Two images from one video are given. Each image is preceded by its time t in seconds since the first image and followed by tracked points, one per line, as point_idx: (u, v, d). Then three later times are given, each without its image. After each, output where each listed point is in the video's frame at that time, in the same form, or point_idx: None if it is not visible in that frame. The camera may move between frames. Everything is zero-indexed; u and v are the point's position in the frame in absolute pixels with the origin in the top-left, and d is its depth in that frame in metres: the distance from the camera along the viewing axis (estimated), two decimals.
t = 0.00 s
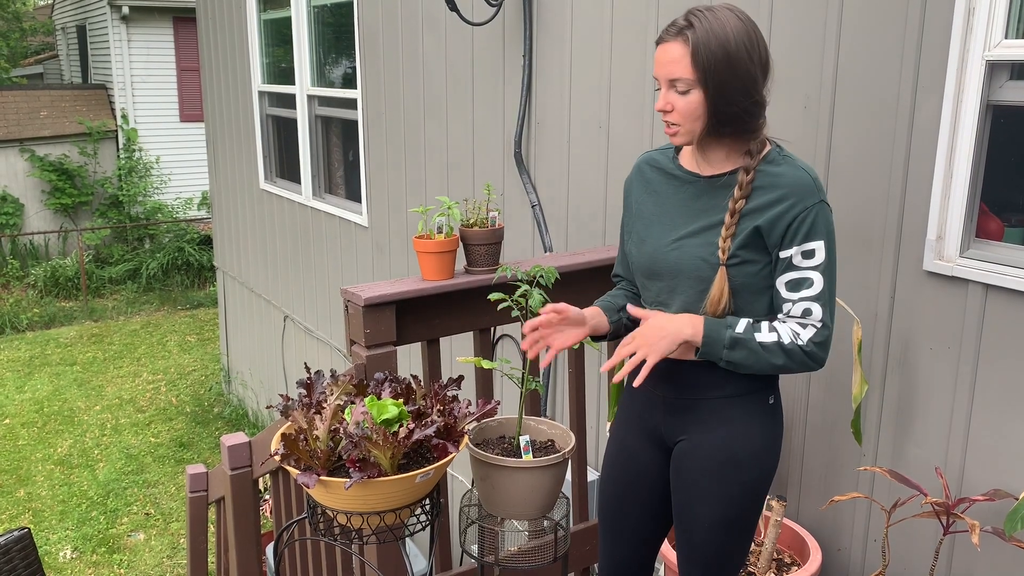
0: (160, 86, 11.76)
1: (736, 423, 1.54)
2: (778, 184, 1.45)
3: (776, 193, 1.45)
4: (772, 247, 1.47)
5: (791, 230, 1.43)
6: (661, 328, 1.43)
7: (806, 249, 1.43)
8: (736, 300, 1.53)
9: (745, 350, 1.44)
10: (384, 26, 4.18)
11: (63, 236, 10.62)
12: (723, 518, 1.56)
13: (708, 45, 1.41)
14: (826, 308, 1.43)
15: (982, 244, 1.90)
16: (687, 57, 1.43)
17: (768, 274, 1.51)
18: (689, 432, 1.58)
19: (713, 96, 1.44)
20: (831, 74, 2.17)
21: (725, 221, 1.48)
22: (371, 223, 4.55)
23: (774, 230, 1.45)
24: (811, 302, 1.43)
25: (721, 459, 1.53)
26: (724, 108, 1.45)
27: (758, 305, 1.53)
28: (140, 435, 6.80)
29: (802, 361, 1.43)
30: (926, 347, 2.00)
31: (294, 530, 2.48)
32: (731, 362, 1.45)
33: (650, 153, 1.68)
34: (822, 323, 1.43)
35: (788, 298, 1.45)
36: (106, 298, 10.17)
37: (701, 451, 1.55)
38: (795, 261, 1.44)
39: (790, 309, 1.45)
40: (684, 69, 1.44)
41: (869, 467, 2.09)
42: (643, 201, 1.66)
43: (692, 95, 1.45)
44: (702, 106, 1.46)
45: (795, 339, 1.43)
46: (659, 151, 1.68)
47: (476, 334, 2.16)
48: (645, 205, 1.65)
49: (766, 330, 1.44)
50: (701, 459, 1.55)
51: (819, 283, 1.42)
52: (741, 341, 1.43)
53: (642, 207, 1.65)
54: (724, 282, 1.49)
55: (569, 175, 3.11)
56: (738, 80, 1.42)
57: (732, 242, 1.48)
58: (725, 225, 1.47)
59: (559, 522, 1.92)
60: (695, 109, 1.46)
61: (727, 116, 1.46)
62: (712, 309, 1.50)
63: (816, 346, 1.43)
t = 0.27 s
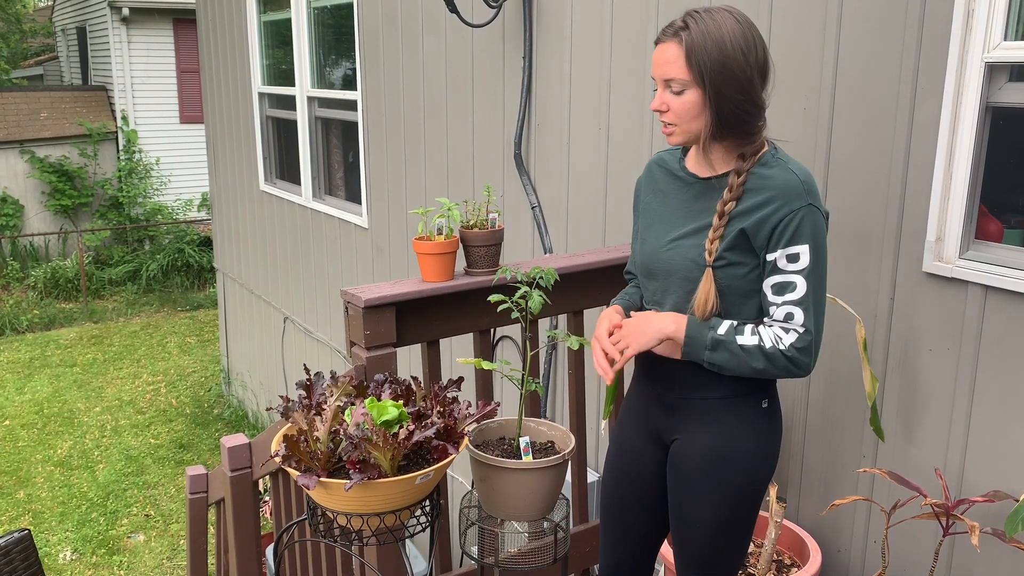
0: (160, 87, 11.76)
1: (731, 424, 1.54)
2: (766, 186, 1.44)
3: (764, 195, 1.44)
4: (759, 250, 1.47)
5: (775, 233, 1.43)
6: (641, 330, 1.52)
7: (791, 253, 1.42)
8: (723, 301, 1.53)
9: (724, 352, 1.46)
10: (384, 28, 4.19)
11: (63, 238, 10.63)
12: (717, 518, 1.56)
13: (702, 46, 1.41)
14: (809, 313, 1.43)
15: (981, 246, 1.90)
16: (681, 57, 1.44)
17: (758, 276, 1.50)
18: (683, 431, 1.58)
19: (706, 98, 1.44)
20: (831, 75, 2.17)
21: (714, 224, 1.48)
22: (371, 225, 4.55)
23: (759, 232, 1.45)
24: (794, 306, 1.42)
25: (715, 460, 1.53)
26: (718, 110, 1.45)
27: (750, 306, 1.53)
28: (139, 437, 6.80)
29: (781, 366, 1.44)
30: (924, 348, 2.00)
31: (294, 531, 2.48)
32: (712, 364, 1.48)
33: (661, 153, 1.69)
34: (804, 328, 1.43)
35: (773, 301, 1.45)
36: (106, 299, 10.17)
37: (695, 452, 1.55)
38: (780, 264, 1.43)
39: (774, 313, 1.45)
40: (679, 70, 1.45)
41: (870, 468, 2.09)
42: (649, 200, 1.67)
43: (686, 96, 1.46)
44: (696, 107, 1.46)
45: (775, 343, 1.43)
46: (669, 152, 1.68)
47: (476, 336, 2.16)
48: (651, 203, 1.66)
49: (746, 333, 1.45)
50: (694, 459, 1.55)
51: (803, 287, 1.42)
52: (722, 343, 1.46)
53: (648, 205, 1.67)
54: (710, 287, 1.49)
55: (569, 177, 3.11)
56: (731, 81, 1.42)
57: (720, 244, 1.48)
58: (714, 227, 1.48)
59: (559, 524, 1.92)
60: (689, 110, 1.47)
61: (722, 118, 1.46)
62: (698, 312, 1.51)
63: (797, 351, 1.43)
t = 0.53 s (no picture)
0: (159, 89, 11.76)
1: (730, 423, 1.54)
2: (761, 182, 1.45)
3: (759, 191, 1.45)
4: (754, 245, 1.47)
5: (769, 229, 1.43)
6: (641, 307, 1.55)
7: (784, 249, 1.42)
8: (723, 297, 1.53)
9: (721, 340, 1.46)
10: (383, 29, 4.19)
11: (62, 239, 10.63)
12: (717, 518, 1.56)
13: (705, 44, 1.42)
14: (803, 310, 1.43)
15: (980, 246, 1.90)
16: (684, 55, 1.45)
17: (754, 271, 1.51)
18: (682, 430, 1.58)
19: (711, 95, 1.44)
20: (829, 75, 2.17)
21: (710, 218, 1.49)
22: (370, 226, 4.55)
23: (754, 228, 1.45)
24: (787, 303, 1.42)
25: (714, 459, 1.54)
26: (722, 107, 1.45)
27: (746, 302, 1.53)
28: (138, 438, 6.80)
29: (775, 361, 1.44)
30: (923, 347, 2.00)
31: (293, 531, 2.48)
32: (708, 351, 1.47)
33: (667, 150, 1.69)
34: (798, 324, 1.43)
35: (768, 296, 1.45)
36: (105, 300, 10.17)
37: (694, 451, 1.56)
38: (774, 260, 1.44)
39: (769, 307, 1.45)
40: (682, 68, 1.45)
41: (869, 468, 2.09)
42: (652, 195, 1.68)
43: (690, 94, 1.46)
44: (700, 105, 1.46)
45: (771, 336, 1.43)
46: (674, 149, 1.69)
47: (475, 336, 2.16)
48: (653, 199, 1.67)
49: (743, 325, 1.46)
50: (693, 458, 1.56)
51: (796, 285, 1.42)
52: (719, 331, 1.46)
53: (650, 201, 1.67)
54: (709, 282, 1.47)
55: (568, 177, 3.11)
56: (735, 78, 1.42)
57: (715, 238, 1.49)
58: (710, 222, 1.49)
59: (558, 524, 1.92)
60: (694, 108, 1.47)
61: (727, 115, 1.45)
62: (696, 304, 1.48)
63: (791, 347, 1.43)
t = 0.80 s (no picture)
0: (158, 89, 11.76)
1: (730, 422, 1.54)
2: (767, 188, 1.44)
3: (765, 196, 1.44)
4: (760, 250, 1.47)
5: (776, 235, 1.43)
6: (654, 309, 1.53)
7: (793, 253, 1.42)
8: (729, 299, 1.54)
9: (734, 342, 1.46)
10: (382, 29, 4.19)
11: (61, 240, 10.62)
12: (718, 518, 1.57)
13: (696, 45, 1.43)
14: (814, 312, 1.43)
15: (978, 245, 1.90)
16: (677, 56, 1.45)
17: (760, 275, 1.51)
18: (682, 430, 1.59)
19: (704, 95, 1.44)
20: (828, 75, 2.18)
21: (716, 222, 1.48)
22: (369, 226, 4.55)
23: (760, 233, 1.45)
24: (798, 307, 1.43)
25: (714, 459, 1.54)
26: (716, 108, 1.45)
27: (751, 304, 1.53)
28: (138, 438, 6.80)
29: (789, 363, 1.45)
30: (921, 347, 2.01)
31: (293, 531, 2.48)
32: (721, 351, 1.48)
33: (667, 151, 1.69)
34: (809, 328, 1.43)
35: (777, 300, 1.46)
36: (104, 300, 10.17)
37: (694, 450, 1.56)
38: (784, 265, 1.44)
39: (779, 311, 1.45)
40: (675, 70, 1.46)
41: (867, 467, 2.09)
42: (650, 199, 1.68)
43: (683, 95, 1.46)
44: (694, 105, 1.46)
45: (784, 339, 1.44)
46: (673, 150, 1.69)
47: (474, 336, 2.16)
48: (651, 201, 1.66)
49: (756, 326, 1.46)
50: (693, 458, 1.56)
51: (806, 289, 1.42)
52: (733, 332, 1.46)
53: (649, 204, 1.67)
54: (720, 284, 1.46)
55: (567, 177, 3.11)
56: (727, 78, 1.42)
57: (722, 243, 1.49)
58: (716, 226, 1.48)
59: (558, 523, 1.92)
60: (688, 108, 1.46)
61: (722, 115, 1.45)
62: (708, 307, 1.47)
63: (804, 349, 1.43)
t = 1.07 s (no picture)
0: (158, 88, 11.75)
1: (732, 421, 1.54)
2: (772, 186, 1.44)
3: (770, 194, 1.44)
4: (765, 248, 1.47)
5: (783, 232, 1.43)
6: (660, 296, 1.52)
7: (800, 251, 1.42)
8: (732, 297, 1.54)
9: (744, 340, 1.46)
10: (382, 27, 4.18)
11: (60, 239, 10.61)
12: (719, 517, 1.56)
13: (704, 40, 1.43)
14: (821, 309, 1.43)
15: (978, 244, 1.90)
16: (685, 51, 1.45)
17: (764, 272, 1.51)
18: (683, 429, 1.59)
19: (710, 91, 1.45)
20: (828, 73, 2.17)
21: (720, 221, 1.48)
22: (369, 224, 4.55)
23: (766, 232, 1.45)
24: (806, 305, 1.42)
25: (715, 457, 1.54)
26: (722, 104, 1.45)
27: (755, 302, 1.53)
28: (138, 437, 6.80)
29: (796, 360, 1.45)
30: (921, 345, 2.01)
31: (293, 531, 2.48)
32: (729, 349, 1.48)
33: (663, 148, 1.69)
34: (817, 324, 1.43)
35: (783, 298, 1.45)
36: (103, 300, 10.17)
37: (695, 450, 1.56)
38: (790, 262, 1.43)
39: (786, 308, 1.45)
40: (682, 65, 1.45)
41: (867, 465, 2.09)
42: (647, 196, 1.68)
43: (690, 91, 1.46)
44: (701, 101, 1.46)
45: (792, 335, 1.44)
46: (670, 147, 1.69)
47: (474, 335, 2.17)
48: (649, 200, 1.66)
49: (764, 324, 1.45)
50: (694, 457, 1.56)
51: (813, 286, 1.42)
52: (742, 330, 1.46)
53: (648, 202, 1.67)
54: (723, 280, 1.47)
55: (567, 175, 3.11)
56: (734, 74, 1.42)
57: (726, 241, 1.49)
58: (720, 224, 1.48)
59: (557, 522, 1.93)
60: (695, 104, 1.47)
61: (727, 112, 1.45)
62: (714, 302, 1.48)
63: (811, 345, 1.43)
